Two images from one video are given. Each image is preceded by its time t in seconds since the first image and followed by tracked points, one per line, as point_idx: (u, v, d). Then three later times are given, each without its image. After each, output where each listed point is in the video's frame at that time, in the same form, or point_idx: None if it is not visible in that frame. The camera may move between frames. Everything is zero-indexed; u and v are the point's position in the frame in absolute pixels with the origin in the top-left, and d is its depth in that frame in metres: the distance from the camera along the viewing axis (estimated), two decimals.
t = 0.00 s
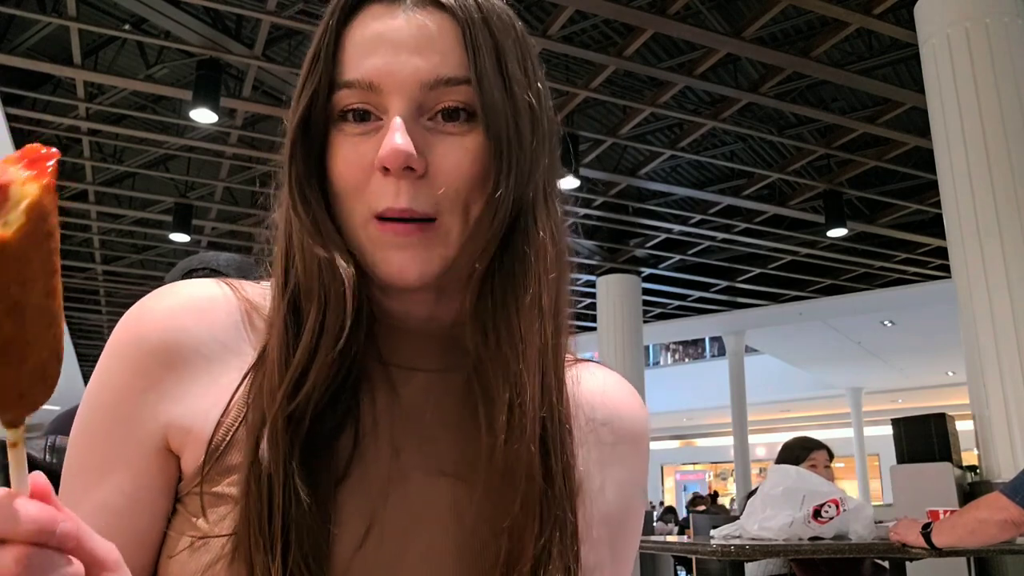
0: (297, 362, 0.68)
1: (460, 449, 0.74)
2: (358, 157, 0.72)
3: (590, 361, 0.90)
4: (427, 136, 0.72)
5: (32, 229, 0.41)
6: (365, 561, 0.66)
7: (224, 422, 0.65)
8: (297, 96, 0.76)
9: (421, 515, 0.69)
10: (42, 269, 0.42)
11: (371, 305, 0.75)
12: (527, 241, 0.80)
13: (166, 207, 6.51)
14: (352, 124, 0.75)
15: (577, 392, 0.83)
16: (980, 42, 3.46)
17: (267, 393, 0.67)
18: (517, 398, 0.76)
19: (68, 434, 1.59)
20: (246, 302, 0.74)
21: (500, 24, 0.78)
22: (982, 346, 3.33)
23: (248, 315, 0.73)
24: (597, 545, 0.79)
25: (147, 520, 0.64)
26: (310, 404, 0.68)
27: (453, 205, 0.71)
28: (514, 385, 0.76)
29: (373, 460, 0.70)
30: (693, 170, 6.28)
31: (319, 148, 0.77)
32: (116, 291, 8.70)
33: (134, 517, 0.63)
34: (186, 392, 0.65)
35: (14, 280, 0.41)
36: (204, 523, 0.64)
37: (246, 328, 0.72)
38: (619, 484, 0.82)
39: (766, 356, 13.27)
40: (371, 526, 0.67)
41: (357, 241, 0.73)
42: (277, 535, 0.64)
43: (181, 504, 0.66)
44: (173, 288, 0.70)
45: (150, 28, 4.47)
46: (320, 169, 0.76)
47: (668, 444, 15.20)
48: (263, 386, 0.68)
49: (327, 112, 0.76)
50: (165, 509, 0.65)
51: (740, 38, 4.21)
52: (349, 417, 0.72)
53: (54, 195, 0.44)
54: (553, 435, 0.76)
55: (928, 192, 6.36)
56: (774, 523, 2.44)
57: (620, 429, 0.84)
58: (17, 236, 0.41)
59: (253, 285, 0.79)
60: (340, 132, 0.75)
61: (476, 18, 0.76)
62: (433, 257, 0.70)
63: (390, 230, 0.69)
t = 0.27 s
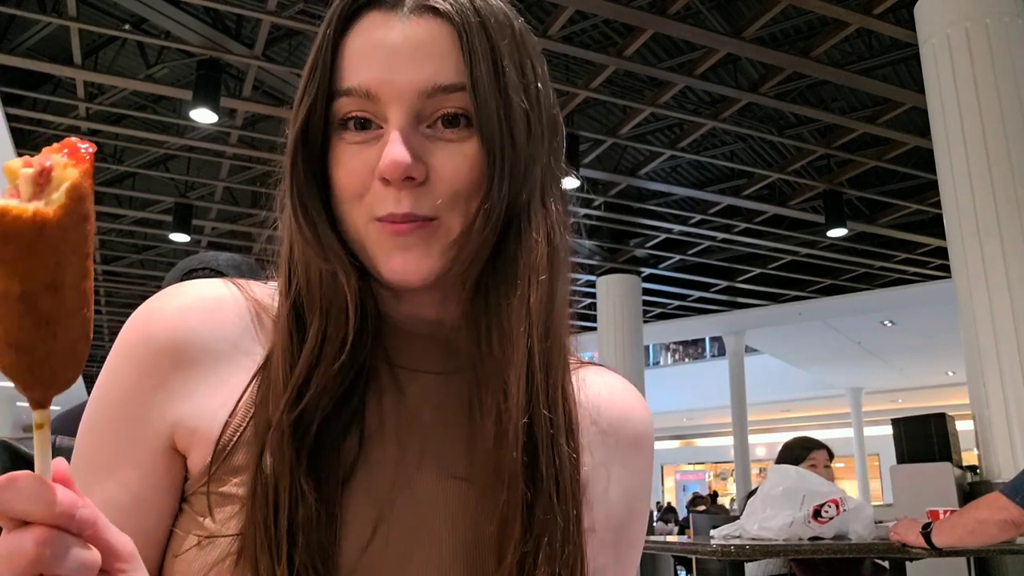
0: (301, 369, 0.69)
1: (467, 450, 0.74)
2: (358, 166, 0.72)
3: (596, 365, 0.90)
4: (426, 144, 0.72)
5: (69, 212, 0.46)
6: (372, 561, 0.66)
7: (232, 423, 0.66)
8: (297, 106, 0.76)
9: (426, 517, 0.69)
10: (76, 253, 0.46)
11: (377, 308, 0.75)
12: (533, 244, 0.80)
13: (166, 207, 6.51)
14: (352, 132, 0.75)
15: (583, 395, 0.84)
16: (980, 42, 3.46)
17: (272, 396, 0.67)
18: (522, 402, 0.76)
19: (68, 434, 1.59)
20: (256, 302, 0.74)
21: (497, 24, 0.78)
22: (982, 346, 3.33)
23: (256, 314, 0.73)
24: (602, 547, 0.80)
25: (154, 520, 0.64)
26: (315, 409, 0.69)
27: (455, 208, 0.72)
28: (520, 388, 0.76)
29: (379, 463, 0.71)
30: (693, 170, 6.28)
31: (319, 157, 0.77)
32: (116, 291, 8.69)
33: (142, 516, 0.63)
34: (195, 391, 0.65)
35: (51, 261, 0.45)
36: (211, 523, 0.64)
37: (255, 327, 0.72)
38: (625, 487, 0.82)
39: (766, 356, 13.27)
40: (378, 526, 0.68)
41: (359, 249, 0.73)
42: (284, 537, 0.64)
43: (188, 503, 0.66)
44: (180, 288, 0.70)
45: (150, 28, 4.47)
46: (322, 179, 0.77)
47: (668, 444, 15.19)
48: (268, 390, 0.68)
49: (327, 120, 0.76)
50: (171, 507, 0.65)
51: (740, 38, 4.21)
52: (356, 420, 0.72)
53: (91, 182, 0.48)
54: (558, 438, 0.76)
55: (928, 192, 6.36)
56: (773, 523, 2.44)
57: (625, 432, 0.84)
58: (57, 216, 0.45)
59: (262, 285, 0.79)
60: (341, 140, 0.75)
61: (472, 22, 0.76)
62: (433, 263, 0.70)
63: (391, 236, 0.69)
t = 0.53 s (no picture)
0: (302, 371, 0.69)
1: (468, 452, 0.74)
2: (360, 164, 0.72)
3: (598, 366, 0.90)
4: (429, 142, 0.72)
5: (66, 245, 0.47)
6: (373, 563, 0.66)
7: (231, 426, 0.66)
8: (301, 102, 0.76)
9: (428, 518, 0.69)
10: (74, 285, 0.47)
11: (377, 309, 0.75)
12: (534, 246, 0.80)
13: (166, 207, 6.50)
14: (354, 131, 0.75)
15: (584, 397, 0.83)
16: (980, 42, 3.46)
17: (274, 397, 0.67)
18: (522, 404, 0.75)
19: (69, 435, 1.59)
20: (253, 304, 0.74)
21: (502, 27, 0.78)
22: (982, 346, 3.33)
23: (253, 317, 0.74)
24: (604, 548, 0.79)
25: (155, 522, 0.64)
26: (313, 413, 0.69)
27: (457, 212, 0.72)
28: (520, 390, 0.76)
29: (380, 465, 0.70)
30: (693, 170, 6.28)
31: (322, 153, 0.77)
32: (116, 291, 8.68)
33: (143, 517, 0.63)
34: (196, 393, 0.65)
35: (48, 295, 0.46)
36: (211, 525, 0.64)
37: (253, 330, 0.73)
38: (627, 488, 0.82)
39: (766, 356, 13.26)
40: (380, 528, 0.67)
41: (362, 249, 0.73)
42: (285, 539, 0.64)
43: (188, 505, 0.66)
44: (178, 289, 0.70)
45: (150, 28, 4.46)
46: (325, 176, 0.77)
47: (668, 444, 15.19)
48: (268, 392, 0.68)
49: (330, 117, 0.76)
50: (171, 509, 0.65)
51: (740, 38, 4.21)
52: (356, 422, 0.72)
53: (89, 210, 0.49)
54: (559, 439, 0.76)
55: (928, 192, 6.36)
56: (774, 523, 2.44)
57: (626, 433, 0.84)
58: (53, 250, 0.46)
59: (259, 286, 0.79)
60: (343, 138, 0.75)
61: (478, 22, 0.75)
62: (437, 270, 0.71)
63: (396, 249, 0.70)
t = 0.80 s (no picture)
0: (297, 371, 0.69)
1: (464, 454, 0.74)
2: (359, 159, 0.72)
3: (598, 365, 0.90)
4: (429, 139, 0.72)
5: (66, 255, 0.47)
6: (370, 566, 0.66)
7: (228, 430, 0.66)
8: (301, 96, 0.76)
9: (424, 521, 0.69)
10: (72, 295, 0.47)
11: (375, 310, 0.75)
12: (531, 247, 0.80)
13: (166, 207, 6.51)
14: (354, 126, 0.75)
15: (581, 394, 0.83)
16: (980, 42, 3.46)
17: (272, 397, 0.67)
18: (520, 406, 0.75)
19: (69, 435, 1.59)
20: (250, 305, 0.75)
21: (503, 24, 0.78)
22: (982, 346, 3.33)
23: (250, 318, 0.74)
24: (602, 547, 0.80)
25: (152, 525, 0.64)
26: (309, 412, 0.69)
27: (458, 210, 0.71)
28: (520, 391, 0.76)
29: (376, 469, 0.70)
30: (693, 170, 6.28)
31: (321, 148, 0.77)
32: (116, 291, 8.69)
33: (141, 519, 0.63)
34: (193, 396, 0.66)
35: (49, 307, 0.46)
36: (208, 530, 0.64)
37: (249, 332, 0.73)
38: (626, 487, 0.82)
39: (766, 356, 13.27)
40: (377, 531, 0.67)
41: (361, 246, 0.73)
42: (281, 542, 0.64)
43: (185, 509, 0.66)
44: (176, 291, 0.70)
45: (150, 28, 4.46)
46: (324, 172, 0.77)
47: (668, 444, 15.20)
48: (266, 394, 0.68)
49: (330, 113, 0.76)
50: (169, 512, 0.65)
51: (740, 38, 4.21)
52: (354, 424, 0.72)
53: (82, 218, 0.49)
54: (559, 440, 0.76)
55: (928, 192, 6.36)
56: (774, 523, 2.44)
57: (626, 431, 0.83)
58: (53, 260, 0.46)
59: (256, 288, 0.79)
60: (342, 133, 0.75)
61: (479, 20, 0.76)
62: (435, 262, 0.70)
63: (394, 237, 0.69)
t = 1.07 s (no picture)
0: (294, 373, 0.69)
1: (463, 453, 0.74)
2: (358, 163, 0.72)
3: (597, 365, 0.90)
4: (427, 142, 0.72)
5: (69, 219, 0.47)
6: (368, 565, 0.66)
7: (228, 426, 0.66)
8: (297, 100, 0.76)
9: (423, 520, 0.69)
10: (74, 259, 0.48)
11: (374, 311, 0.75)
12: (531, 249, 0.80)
13: (166, 207, 6.51)
14: (352, 130, 0.75)
15: (579, 394, 0.83)
16: (980, 42, 3.46)
17: (272, 397, 0.68)
18: (518, 407, 0.75)
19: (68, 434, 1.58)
20: (250, 304, 0.75)
21: (500, 24, 0.78)
22: (982, 346, 3.33)
23: (251, 318, 0.74)
24: (598, 545, 0.80)
25: (152, 523, 0.64)
26: (310, 413, 0.69)
27: (457, 210, 0.72)
28: (517, 394, 0.76)
29: (375, 469, 0.71)
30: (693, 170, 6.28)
31: (319, 153, 0.77)
32: (116, 291, 8.69)
33: (141, 518, 0.63)
34: (193, 394, 0.66)
35: (53, 271, 0.47)
36: (207, 527, 0.64)
37: (250, 331, 0.73)
38: (624, 486, 0.82)
39: (766, 356, 13.27)
40: (376, 530, 0.68)
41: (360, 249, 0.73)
42: (279, 542, 0.64)
43: (185, 507, 0.66)
44: (176, 289, 0.70)
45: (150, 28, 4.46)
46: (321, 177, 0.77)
47: (667, 444, 15.20)
48: (265, 393, 0.68)
49: (327, 117, 0.76)
50: (169, 510, 0.65)
51: (740, 38, 4.21)
52: (352, 423, 0.72)
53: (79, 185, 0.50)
54: (557, 442, 0.76)
55: (928, 192, 6.36)
56: (774, 523, 2.44)
57: (625, 431, 0.84)
58: (58, 223, 0.46)
59: (256, 286, 0.79)
60: (340, 138, 0.75)
61: (476, 20, 0.75)
62: (435, 263, 0.70)
63: (395, 237, 0.69)
